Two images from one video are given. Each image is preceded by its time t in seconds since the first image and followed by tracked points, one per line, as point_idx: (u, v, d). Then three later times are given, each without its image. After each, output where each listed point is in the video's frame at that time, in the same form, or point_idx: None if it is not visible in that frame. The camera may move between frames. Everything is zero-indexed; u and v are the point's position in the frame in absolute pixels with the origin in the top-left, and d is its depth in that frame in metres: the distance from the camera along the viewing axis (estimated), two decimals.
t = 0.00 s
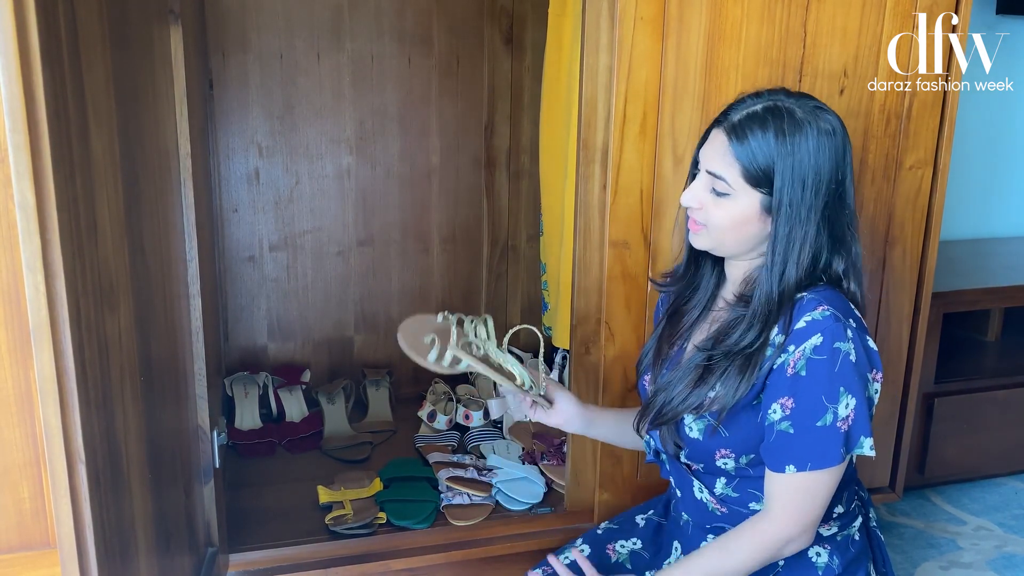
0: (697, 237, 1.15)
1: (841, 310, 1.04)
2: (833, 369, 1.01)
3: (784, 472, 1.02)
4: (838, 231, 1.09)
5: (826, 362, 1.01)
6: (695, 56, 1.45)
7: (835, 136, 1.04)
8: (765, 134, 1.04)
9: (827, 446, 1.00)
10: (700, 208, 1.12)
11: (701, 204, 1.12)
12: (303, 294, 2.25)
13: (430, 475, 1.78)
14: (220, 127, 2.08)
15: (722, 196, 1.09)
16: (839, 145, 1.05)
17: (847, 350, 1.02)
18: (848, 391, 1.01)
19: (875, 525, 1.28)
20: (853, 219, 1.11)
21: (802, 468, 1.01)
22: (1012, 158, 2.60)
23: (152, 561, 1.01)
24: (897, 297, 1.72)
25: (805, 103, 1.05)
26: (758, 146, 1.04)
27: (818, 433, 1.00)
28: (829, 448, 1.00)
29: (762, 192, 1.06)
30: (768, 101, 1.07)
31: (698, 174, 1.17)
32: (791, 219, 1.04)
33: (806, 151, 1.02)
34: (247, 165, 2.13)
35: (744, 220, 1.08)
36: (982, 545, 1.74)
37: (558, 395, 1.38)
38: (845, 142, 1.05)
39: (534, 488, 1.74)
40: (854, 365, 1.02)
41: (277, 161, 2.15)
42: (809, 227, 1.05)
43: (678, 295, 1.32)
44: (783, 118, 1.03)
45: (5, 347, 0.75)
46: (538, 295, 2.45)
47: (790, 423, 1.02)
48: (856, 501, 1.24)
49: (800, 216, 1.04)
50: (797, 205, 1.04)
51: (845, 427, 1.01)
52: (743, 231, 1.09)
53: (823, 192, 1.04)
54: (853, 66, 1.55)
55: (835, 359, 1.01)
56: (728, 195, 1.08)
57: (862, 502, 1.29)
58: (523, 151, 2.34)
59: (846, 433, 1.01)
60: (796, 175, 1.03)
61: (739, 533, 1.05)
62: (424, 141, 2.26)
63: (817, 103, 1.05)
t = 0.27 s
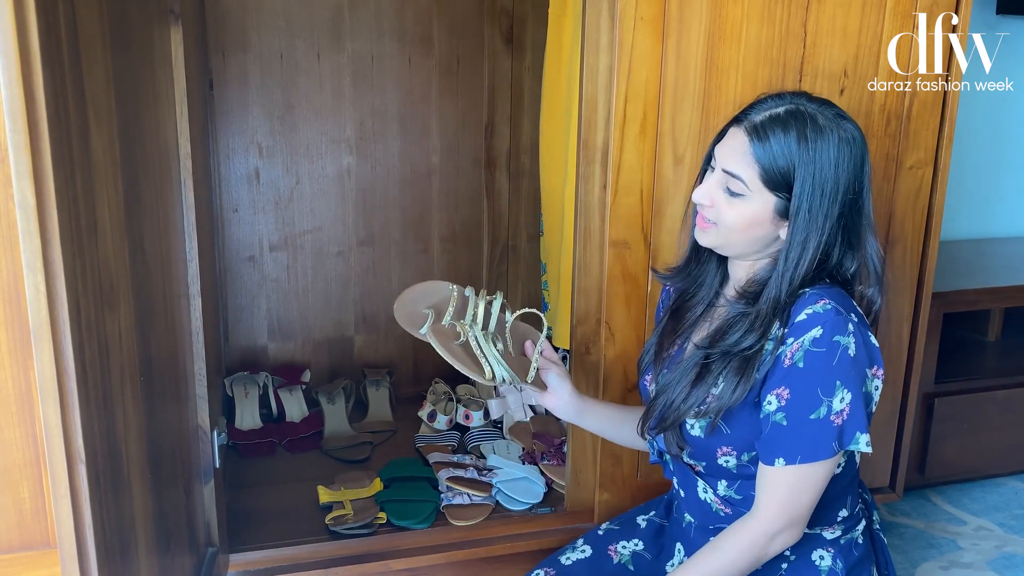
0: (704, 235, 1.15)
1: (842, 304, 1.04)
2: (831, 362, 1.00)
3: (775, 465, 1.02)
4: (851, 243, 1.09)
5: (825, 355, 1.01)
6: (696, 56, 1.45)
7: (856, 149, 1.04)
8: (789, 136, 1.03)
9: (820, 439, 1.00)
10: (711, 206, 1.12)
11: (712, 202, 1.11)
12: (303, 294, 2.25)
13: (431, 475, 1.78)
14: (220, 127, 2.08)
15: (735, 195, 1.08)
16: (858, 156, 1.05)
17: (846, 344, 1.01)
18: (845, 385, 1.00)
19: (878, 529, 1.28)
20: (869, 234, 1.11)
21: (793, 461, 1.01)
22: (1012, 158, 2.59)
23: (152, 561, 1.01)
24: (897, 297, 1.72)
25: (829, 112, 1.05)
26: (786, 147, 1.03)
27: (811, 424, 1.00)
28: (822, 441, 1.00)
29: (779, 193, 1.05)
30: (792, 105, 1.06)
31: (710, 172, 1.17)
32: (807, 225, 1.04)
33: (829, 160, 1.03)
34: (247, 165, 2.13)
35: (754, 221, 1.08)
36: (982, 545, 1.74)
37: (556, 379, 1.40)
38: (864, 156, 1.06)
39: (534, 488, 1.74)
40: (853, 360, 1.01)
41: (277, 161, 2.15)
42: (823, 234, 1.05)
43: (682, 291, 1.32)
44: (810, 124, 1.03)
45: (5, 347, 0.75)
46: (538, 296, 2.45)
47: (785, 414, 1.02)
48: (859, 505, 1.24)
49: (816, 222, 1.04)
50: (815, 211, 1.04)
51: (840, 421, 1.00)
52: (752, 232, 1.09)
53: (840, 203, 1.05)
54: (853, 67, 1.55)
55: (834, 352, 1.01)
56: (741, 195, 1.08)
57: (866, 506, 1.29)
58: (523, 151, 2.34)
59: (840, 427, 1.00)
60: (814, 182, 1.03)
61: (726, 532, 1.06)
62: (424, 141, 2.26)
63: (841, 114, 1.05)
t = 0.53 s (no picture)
0: (722, 237, 1.12)
1: (846, 310, 1.05)
2: (833, 368, 1.01)
3: (771, 468, 1.02)
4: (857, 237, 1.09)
5: (827, 360, 1.01)
6: (695, 56, 1.45)
7: (855, 138, 1.06)
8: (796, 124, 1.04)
9: (818, 443, 1.00)
10: (729, 207, 1.10)
11: (728, 202, 1.10)
12: (303, 294, 2.25)
13: (431, 475, 1.78)
14: (220, 127, 2.08)
15: (755, 189, 1.07)
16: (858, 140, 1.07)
17: (850, 350, 1.02)
18: (846, 390, 1.00)
19: (877, 528, 1.28)
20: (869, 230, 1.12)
21: (791, 466, 1.01)
22: (1012, 158, 2.59)
23: (152, 561, 1.01)
24: (897, 297, 1.72)
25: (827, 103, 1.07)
26: (791, 134, 1.04)
27: (810, 430, 1.00)
28: (821, 446, 1.00)
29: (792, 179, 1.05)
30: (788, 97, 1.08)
31: (715, 174, 1.15)
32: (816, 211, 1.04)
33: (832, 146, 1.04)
34: (247, 165, 2.13)
35: (776, 214, 1.07)
36: (982, 545, 1.74)
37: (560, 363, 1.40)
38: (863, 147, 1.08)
39: (534, 488, 1.74)
40: (855, 366, 1.01)
41: (278, 161, 2.15)
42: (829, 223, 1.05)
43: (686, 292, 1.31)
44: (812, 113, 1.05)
45: (5, 347, 0.75)
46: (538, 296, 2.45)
47: (784, 418, 1.02)
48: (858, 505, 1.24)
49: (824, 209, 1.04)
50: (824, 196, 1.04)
51: (840, 426, 1.00)
52: (774, 226, 1.08)
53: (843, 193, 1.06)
54: (853, 67, 1.55)
55: (837, 357, 1.01)
56: (760, 189, 1.07)
57: (865, 505, 1.29)
58: (523, 151, 2.34)
59: (839, 433, 1.00)
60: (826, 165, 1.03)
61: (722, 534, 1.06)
62: (424, 140, 2.26)
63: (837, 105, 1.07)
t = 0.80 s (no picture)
0: (752, 244, 1.09)
1: (886, 334, 1.03)
2: (868, 394, 0.99)
3: (788, 483, 1.01)
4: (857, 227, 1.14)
5: (864, 385, 0.99)
6: (695, 56, 1.45)
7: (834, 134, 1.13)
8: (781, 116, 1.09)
9: (840, 466, 0.99)
10: (740, 210, 1.09)
11: (738, 206, 1.09)
12: (303, 294, 2.25)
13: (431, 475, 1.78)
14: (220, 127, 2.08)
15: (752, 178, 1.08)
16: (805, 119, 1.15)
17: (887, 377, 1.00)
18: (876, 416, 0.99)
19: (874, 527, 1.27)
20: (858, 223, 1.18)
21: (807, 483, 1.00)
22: (1012, 158, 2.60)
23: (152, 561, 1.01)
24: (897, 297, 1.72)
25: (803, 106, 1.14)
26: (774, 125, 1.09)
27: (835, 452, 0.99)
28: (843, 468, 0.99)
29: (787, 163, 1.08)
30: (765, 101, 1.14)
31: (703, 204, 1.16)
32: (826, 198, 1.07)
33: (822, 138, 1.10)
34: (247, 165, 2.13)
35: (785, 189, 1.07)
36: (982, 545, 1.74)
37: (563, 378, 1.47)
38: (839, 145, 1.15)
39: (535, 488, 1.74)
40: (889, 392, 1.00)
41: (278, 161, 2.15)
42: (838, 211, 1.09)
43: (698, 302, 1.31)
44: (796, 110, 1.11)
45: (5, 347, 0.75)
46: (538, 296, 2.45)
47: (809, 437, 1.01)
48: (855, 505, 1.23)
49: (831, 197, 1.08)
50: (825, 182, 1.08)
51: (864, 450, 0.99)
52: (790, 200, 1.08)
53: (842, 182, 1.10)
54: (853, 67, 1.55)
55: (873, 384, 0.99)
56: (757, 176, 1.08)
57: (862, 504, 1.28)
58: (523, 151, 2.34)
59: (862, 456, 0.99)
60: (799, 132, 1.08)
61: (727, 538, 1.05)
62: (424, 140, 2.26)
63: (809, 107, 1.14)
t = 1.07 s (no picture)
0: (734, 269, 1.09)
1: (879, 345, 1.03)
2: (868, 409, 1.00)
3: (803, 503, 1.02)
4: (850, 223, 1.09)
5: (862, 401, 1.00)
6: (696, 56, 1.45)
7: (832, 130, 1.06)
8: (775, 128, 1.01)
9: (851, 483, 1.00)
10: (725, 239, 1.07)
11: (724, 234, 1.06)
12: (303, 294, 2.25)
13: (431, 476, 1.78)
14: (220, 127, 2.08)
15: (740, 210, 1.04)
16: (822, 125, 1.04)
17: (883, 390, 1.00)
18: (879, 430, 1.00)
19: (876, 528, 1.26)
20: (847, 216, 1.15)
21: (823, 503, 1.01)
22: (1012, 158, 2.59)
23: (152, 562, 1.01)
24: (898, 297, 1.72)
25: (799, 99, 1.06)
26: (768, 148, 1.01)
27: (844, 470, 1.00)
28: (854, 486, 1.00)
29: (779, 190, 1.02)
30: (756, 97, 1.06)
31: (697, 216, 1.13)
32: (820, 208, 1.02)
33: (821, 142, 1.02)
34: (247, 165, 2.13)
35: (774, 221, 1.03)
36: (982, 545, 1.74)
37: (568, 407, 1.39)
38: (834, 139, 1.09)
39: (535, 489, 1.74)
40: (887, 405, 1.01)
41: (278, 161, 2.15)
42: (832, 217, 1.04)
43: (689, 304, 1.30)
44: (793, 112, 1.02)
45: (5, 346, 0.75)
46: (538, 296, 2.45)
47: (817, 456, 1.01)
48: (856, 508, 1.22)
49: (824, 204, 1.02)
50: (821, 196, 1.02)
51: (872, 465, 1.00)
52: (780, 231, 1.04)
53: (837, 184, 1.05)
54: (853, 67, 1.55)
55: (871, 398, 1.00)
56: (745, 207, 1.03)
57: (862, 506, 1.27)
58: (523, 151, 2.34)
59: (871, 471, 1.00)
60: (798, 156, 1.01)
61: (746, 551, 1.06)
62: (425, 140, 2.26)
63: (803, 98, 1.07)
